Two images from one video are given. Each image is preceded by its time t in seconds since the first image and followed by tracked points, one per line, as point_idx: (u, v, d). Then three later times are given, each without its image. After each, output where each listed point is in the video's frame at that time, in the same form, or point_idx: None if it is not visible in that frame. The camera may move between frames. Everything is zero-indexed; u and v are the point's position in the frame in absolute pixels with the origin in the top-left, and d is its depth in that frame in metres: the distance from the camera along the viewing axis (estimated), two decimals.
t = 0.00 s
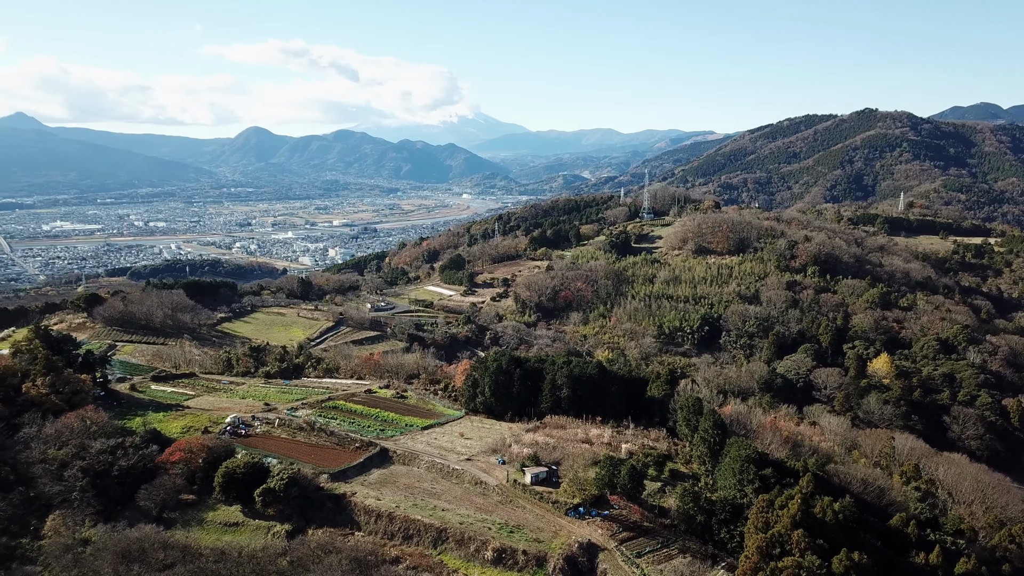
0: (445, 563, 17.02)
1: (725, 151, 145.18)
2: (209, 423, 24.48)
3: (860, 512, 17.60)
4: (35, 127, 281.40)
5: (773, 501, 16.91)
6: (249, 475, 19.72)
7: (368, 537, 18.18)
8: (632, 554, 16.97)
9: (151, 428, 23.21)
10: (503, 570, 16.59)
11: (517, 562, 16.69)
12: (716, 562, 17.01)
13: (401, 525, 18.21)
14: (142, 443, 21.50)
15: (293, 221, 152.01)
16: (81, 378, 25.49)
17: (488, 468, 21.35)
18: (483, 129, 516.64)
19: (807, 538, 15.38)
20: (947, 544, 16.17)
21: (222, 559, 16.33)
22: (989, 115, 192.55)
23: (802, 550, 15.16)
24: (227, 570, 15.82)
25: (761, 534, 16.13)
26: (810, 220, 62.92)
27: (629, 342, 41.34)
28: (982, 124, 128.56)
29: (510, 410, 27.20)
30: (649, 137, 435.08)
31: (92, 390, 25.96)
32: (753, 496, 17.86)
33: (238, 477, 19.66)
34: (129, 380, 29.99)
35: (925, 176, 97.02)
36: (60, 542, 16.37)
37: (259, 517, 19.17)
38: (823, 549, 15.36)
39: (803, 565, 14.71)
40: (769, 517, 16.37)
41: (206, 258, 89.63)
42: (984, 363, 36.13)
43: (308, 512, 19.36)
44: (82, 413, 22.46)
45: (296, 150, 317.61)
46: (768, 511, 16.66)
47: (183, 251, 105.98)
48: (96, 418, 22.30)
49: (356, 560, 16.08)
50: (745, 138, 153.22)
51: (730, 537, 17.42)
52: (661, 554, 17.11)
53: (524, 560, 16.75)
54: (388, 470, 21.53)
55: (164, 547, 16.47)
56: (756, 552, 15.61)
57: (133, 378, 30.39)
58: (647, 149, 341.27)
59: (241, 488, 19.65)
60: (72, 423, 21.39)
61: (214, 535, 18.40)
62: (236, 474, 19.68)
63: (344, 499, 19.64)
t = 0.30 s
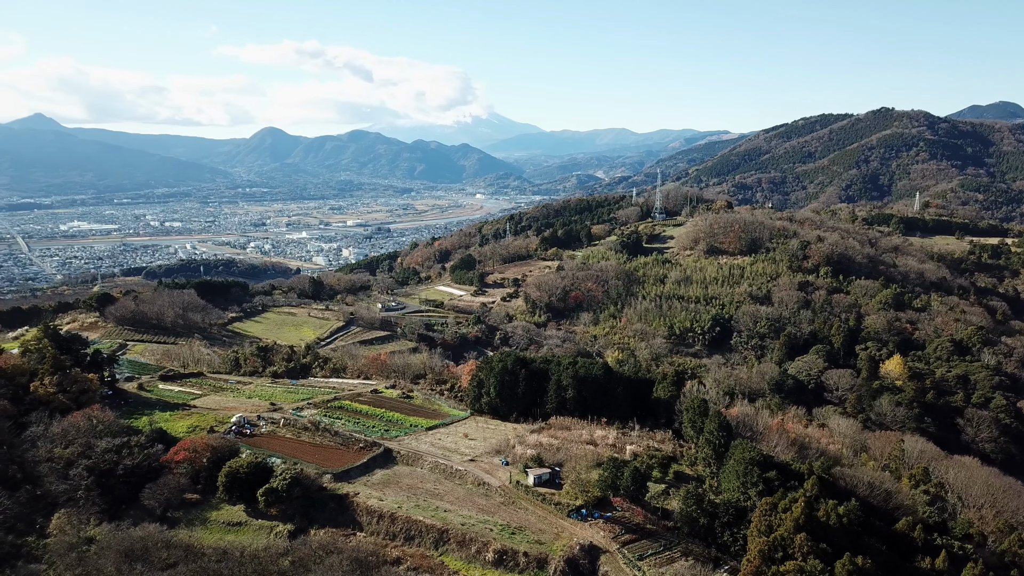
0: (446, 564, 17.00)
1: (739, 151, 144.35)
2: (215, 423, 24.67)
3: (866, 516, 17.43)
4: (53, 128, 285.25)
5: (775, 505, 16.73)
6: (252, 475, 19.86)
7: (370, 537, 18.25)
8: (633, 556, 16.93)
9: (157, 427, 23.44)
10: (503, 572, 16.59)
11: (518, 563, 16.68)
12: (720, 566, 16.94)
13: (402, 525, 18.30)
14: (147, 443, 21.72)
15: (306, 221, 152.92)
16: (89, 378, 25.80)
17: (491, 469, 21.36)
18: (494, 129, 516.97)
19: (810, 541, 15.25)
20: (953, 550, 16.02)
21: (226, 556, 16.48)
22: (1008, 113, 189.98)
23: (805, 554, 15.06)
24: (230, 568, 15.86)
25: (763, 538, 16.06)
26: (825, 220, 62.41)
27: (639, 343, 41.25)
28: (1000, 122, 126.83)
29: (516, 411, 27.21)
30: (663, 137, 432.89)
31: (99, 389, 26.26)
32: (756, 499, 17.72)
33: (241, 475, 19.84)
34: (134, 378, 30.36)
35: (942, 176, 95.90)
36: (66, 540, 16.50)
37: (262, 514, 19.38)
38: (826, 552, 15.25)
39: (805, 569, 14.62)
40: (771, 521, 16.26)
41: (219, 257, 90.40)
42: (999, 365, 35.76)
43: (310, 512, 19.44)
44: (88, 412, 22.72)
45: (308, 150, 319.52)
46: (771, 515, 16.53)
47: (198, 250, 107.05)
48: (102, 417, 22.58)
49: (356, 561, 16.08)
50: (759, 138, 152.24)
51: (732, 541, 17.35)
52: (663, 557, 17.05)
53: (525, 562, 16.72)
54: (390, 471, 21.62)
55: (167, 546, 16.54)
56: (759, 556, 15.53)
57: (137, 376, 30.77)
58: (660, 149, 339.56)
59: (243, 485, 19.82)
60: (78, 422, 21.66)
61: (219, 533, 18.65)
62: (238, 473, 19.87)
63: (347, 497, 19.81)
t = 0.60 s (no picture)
0: (445, 565, 17.00)
1: (752, 151, 143.58)
2: (219, 423, 24.85)
3: (868, 519, 17.28)
4: (69, 129, 288.64)
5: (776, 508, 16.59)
6: (253, 475, 19.96)
7: (369, 538, 18.30)
8: (633, 559, 16.89)
9: (161, 426, 23.66)
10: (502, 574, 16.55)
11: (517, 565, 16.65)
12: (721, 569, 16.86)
13: (402, 526, 18.33)
14: (150, 442, 21.88)
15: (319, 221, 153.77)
16: (94, 377, 26.06)
17: (492, 470, 21.38)
18: (504, 129, 517.09)
19: (810, 545, 15.16)
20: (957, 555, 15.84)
21: (226, 555, 16.57)
22: None
23: (805, 558, 14.97)
24: (230, 566, 15.94)
25: (763, 541, 15.99)
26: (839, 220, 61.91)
27: (648, 343, 41.14)
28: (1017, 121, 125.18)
29: (519, 411, 27.20)
30: (676, 136, 430.80)
31: (104, 389, 26.53)
32: (756, 502, 17.63)
33: (242, 475, 19.94)
34: (140, 377, 30.67)
35: (957, 176, 94.86)
36: (68, 539, 16.43)
37: (263, 515, 19.47)
38: (827, 556, 15.14)
39: (805, 573, 14.52)
40: (772, 524, 16.18)
41: (232, 257, 91.09)
42: (1013, 367, 35.30)
43: (311, 512, 19.51)
44: (92, 411, 22.96)
45: (319, 151, 321.17)
46: (772, 518, 16.42)
47: (211, 250, 107.90)
48: (106, 416, 22.80)
49: (355, 561, 16.09)
50: (772, 138, 151.34)
51: (733, 544, 17.31)
52: (663, 559, 16.98)
53: (524, 564, 16.69)
54: (392, 471, 21.69)
55: (168, 544, 16.66)
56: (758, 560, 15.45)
57: (143, 376, 31.09)
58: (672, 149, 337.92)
59: (244, 485, 19.92)
60: (82, 421, 21.89)
61: (219, 532, 18.75)
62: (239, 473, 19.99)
63: (348, 497, 19.87)
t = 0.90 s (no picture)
0: (444, 566, 17.02)
1: (766, 151, 142.80)
2: (223, 422, 25.03)
3: (872, 524, 17.11)
4: (86, 129, 292.05)
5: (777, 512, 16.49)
6: (255, 475, 20.08)
7: (368, 539, 18.37)
8: (633, 561, 16.85)
9: (166, 425, 23.88)
10: None
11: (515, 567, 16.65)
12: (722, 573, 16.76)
13: (401, 527, 18.39)
14: (154, 441, 22.09)
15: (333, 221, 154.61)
16: (100, 377, 26.35)
17: (494, 471, 21.40)
18: (516, 129, 517.25)
19: (811, 550, 15.06)
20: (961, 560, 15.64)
21: (226, 554, 16.69)
22: None
23: (805, 563, 14.87)
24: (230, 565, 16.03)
25: (764, 545, 15.91)
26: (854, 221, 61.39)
27: (658, 344, 41.03)
28: None
29: (522, 413, 27.15)
30: (694, 137, 428.35)
31: (111, 388, 26.82)
32: (758, 505, 17.51)
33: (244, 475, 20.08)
34: (147, 377, 30.96)
35: (973, 176, 93.80)
36: (72, 537, 16.59)
37: (264, 515, 19.60)
38: (828, 561, 15.03)
39: None
40: (774, 528, 16.08)
41: (245, 257, 91.78)
42: None
43: (312, 512, 19.61)
44: (98, 410, 23.22)
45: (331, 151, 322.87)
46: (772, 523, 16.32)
47: (225, 250, 108.79)
48: (111, 415, 23.03)
49: (354, 561, 16.13)
50: (786, 138, 150.37)
51: (734, 548, 17.19)
52: (663, 563, 16.93)
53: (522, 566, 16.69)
54: (394, 472, 21.75)
55: (170, 543, 16.79)
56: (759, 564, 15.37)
57: (150, 375, 31.42)
58: (692, 147, 335.31)
59: (246, 485, 20.06)
60: (87, 420, 22.15)
61: (220, 531, 18.91)
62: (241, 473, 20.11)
63: (348, 498, 19.97)
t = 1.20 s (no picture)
0: (443, 568, 17.07)
1: (780, 151, 141.90)
2: (227, 422, 25.23)
3: (875, 528, 16.93)
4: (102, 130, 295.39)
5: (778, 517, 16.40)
6: (257, 475, 20.22)
7: (368, 539, 18.44)
8: (633, 564, 16.82)
9: (171, 425, 24.11)
10: None
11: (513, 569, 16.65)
12: None
13: (400, 528, 18.45)
14: (159, 441, 22.29)
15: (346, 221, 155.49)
16: (107, 376, 26.63)
17: (496, 472, 21.44)
18: (527, 129, 517.36)
19: (811, 554, 14.97)
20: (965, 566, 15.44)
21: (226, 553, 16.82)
22: None
23: (805, 567, 14.78)
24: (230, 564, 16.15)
25: (764, 548, 15.82)
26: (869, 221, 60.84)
27: (667, 345, 40.90)
28: None
29: (526, 413, 27.16)
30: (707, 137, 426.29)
31: (117, 387, 27.10)
32: (760, 508, 17.42)
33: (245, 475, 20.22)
34: (155, 376, 31.27)
35: (990, 176, 92.68)
36: (74, 535, 16.79)
37: (264, 515, 19.73)
38: (828, 566, 14.94)
39: None
40: (774, 531, 15.99)
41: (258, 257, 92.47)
42: None
43: (313, 512, 19.71)
44: (103, 410, 23.46)
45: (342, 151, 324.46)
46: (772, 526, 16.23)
47: (239, 250, 109.73)
48: (116, 414, 23.27)
49: (353, 561, 16.20)
50: (800, 138, 149.40)
51: (734, 552, 17.04)
52: (663, 566, 16.88)
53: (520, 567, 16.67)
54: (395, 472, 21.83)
55: (171, 541, 16.94)
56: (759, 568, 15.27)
57: (157, 374, 31.77)
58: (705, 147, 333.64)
59: (247, 484, 20.21)
60: (93, 420, 22.40)
61: (221, 531, 19.07)
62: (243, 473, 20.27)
63: (348, 498, 20.08)
